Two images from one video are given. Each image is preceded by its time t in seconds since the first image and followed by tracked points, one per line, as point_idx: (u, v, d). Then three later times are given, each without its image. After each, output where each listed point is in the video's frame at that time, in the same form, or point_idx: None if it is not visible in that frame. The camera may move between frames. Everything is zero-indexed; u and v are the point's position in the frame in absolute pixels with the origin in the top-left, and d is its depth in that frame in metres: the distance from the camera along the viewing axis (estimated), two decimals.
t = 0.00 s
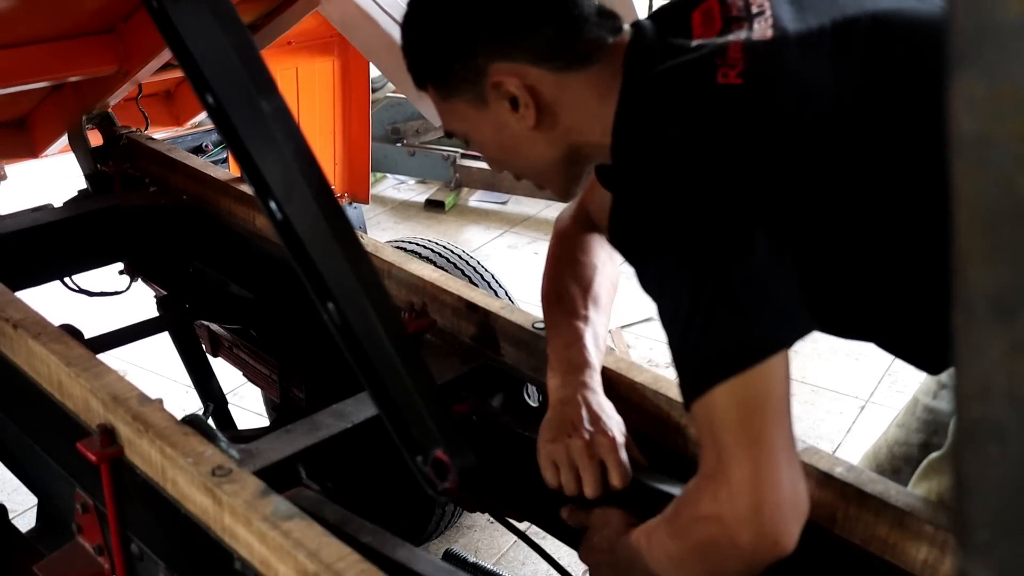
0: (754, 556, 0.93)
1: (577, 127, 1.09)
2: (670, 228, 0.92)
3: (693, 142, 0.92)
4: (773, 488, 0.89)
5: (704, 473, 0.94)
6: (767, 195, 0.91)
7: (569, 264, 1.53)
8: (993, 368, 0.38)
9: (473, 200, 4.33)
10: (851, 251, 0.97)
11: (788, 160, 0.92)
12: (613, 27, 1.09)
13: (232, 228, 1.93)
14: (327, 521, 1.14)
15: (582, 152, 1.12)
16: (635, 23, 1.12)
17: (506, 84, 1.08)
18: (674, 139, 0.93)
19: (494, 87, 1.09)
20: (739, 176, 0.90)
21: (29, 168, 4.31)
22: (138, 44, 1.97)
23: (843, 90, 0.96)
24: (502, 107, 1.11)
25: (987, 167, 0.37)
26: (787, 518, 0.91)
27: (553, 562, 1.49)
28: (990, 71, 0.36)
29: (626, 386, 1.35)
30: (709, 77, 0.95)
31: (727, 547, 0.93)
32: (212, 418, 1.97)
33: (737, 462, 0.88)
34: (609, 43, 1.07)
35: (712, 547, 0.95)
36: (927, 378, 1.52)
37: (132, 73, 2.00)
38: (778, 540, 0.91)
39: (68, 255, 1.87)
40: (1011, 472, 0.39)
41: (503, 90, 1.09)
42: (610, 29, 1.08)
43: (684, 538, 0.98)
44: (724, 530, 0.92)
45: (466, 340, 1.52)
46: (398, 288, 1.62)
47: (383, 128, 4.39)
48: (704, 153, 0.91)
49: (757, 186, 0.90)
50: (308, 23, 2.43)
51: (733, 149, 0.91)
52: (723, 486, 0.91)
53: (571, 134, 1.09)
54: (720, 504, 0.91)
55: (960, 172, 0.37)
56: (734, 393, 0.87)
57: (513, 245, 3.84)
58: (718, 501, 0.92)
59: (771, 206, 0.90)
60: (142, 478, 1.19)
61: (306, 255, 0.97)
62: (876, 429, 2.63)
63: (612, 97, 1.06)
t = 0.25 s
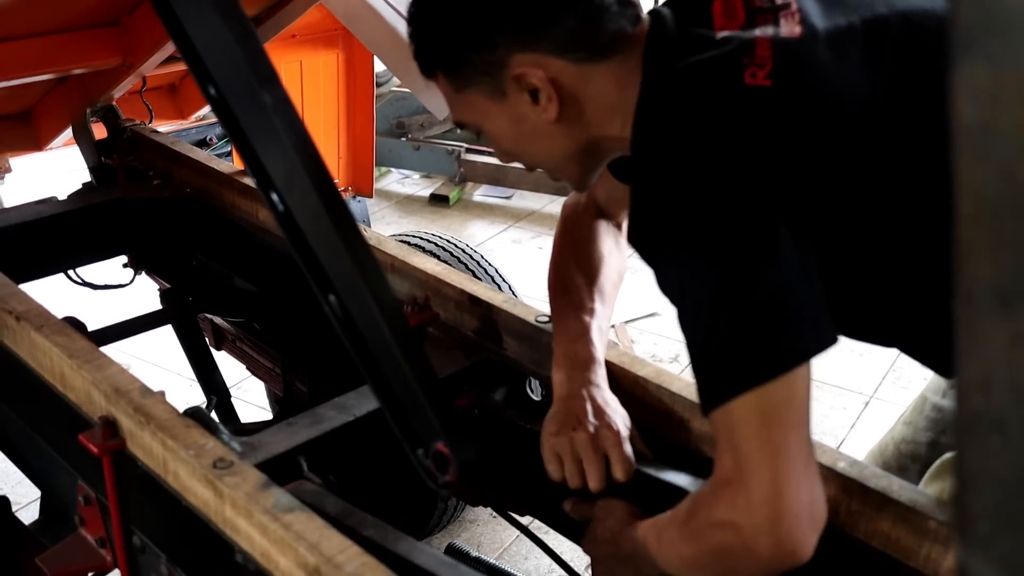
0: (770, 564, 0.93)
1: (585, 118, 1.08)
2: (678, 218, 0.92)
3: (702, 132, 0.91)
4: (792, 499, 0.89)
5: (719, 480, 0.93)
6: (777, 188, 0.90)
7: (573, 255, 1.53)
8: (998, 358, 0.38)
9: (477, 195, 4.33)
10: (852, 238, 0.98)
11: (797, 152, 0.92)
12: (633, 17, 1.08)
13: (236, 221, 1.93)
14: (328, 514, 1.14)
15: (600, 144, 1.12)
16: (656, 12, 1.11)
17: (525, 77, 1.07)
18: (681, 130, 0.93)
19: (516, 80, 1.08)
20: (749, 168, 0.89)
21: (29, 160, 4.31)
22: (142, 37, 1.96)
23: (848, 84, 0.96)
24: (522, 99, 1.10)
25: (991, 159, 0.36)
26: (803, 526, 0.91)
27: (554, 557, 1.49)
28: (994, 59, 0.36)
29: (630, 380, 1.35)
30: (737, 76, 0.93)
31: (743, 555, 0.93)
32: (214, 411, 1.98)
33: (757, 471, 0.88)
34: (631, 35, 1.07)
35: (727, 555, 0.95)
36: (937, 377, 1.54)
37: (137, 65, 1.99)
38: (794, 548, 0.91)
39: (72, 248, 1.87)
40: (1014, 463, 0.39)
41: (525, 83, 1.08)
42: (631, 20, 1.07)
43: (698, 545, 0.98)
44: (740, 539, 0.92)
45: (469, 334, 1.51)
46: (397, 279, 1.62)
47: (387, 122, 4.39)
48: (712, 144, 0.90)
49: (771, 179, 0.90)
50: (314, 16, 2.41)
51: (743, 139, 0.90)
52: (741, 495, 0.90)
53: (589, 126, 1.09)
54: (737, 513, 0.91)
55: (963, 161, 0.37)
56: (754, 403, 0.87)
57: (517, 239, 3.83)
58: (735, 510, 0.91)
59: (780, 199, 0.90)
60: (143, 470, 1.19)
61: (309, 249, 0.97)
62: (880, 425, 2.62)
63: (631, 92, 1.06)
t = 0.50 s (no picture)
0: (756, 528, 0.90)
1: (587, 108, 1.07)
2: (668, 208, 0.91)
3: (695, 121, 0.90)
4: (777, 463, 0.86)
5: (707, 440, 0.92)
6: (770, 175, 0.89)
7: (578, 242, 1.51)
8: (997, 350, 0.40)
9: (481, 186, 4.32)
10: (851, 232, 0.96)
11: (795, 138, 0.90)
12: (625, 15, 1.07)
13: (237, 212, 1.92)
14: (327, 507, 1.13)
15: (596, 142, 1.11)
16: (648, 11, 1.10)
17: (521, 77, 1.06)
18: (670, 115, 0.91)
19: (511, 80, 1.07)
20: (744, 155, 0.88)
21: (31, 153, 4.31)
22: (143, 28, 1.96)
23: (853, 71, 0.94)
24: (518, 100, 1.09)
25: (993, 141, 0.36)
26: (792, 490, 0.88)
27: (556, 549, 1.49)
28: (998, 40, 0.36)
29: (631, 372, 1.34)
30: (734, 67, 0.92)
31: (729, 516, 0.91)
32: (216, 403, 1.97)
33: (741, 426, 0.86)
34: (623, 31, 1.06)
35: (715, 515, 0.93)
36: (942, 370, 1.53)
37: (137, 56, 1.98)
38: (781, 514, 0.89)
39: (73, 241, 1.86)
40: (1015, 453, 0.41)
41: (521, 84, 1.07)
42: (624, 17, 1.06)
43: (688, 503, 0.96)
44: (726, 497, 0.90)
45: (470, 326, 1.51)
46: (398, 270, 1.61)
47: (391, 114, 4.38)
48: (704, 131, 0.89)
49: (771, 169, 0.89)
50: (313, 7, 2.40)
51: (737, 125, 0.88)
52: (725, 450, 0.88)
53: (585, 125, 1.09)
54: (724, 471, 0.89)
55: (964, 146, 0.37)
56: (736, 363, 0.85)
57: (521, 231, 3.83)
58: (720, 466, 0.89)
59: (774, 188, 0.89)
60: (142, 462, 1.19)
61: (306, 240, 0.96)
62: (885, 416, 2.61)
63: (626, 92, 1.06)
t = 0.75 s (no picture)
0: (749, 486, 0.90)
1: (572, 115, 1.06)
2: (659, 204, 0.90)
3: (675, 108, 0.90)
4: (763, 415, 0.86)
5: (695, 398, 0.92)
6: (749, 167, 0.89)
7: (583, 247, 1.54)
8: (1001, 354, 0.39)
9: (484, 182, 4.31)
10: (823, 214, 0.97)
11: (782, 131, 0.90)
12: (607, 21, 1.07)
13: (236, 209, 1.91)
14: (325, 507, 1.12)
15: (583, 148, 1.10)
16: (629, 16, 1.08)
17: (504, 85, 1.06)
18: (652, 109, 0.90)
19: (494, 88, 1.06)
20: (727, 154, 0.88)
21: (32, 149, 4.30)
22: (141, 24, 1.95)
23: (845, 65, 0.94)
24: (502, 107, 1.08)
25: (994, 141, 0.37)
26: (783, 447, 0.88)
27: (558, 548, 1.48)
28: (999, 40, 0.37)
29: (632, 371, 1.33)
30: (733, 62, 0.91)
31: (721, 474, 0.91)
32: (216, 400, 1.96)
33: (727, 382, 0.86)
34: (603, 37, 1.05)
35: (706, 473, 0.93)
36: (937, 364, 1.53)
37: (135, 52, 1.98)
38: (774, 468, 0.88)
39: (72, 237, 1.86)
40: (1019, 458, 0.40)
41: (503, 91, 1.06)
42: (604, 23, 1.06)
43: (678, 463, 0.95)
44: (716, 454, 0.90)
45: (470, 323, 1.50)
46: (396, 267, 1.60)
47: (392, 109, 4.37)
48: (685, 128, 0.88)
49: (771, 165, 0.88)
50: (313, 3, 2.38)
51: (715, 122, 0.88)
52: (714, 407, 0.88)
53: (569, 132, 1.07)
54: (712, 428, 0.89)
55: (965, 147, 0.38)
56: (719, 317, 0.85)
57: (523, 227, 3.82)
58: (709, 424, 0.89)
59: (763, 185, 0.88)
60: (140, 461, 1.18)
61: (301, 236, 0.95)
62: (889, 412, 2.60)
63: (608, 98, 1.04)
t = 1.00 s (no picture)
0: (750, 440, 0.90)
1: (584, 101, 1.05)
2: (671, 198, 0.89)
3: (685, 103, 0.88)
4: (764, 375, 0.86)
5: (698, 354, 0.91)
6: (752, 155, 0.88)
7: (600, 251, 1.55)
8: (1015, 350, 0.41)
9: (496, 176, 4.30)
10: (825, 188, 0.98)
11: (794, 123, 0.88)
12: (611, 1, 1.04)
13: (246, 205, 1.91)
14: (334, 505, 1.11)
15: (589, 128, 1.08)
16: None
17: (510, 68, 1.04)
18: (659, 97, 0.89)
19: (499, 71, 1.05)
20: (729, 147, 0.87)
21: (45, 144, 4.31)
22: (151, 19, 1.94)
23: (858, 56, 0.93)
24: (508, 90, 1.07)
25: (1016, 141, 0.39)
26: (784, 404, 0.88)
27: (569, 546, 1.47)
28: None
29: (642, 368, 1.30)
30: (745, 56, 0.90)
31: (721, 428, 0.91)
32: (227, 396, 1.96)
33: (729, 351, 0.86)
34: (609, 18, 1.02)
35: (705, 431, 0.93)
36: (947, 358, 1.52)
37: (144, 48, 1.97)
38: (773, 428, 0.89)
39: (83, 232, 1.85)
40: None
41: (508, 74, 1.05)
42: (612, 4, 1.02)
43: (676, 420, 0.96)
44: (717, 409, 0.90)
45: (481, 319, 1.49)
46: (406, 263, 1.59)
47: (404, 103, 4.37)
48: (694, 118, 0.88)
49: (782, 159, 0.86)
50: None
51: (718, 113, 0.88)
52: (714, 371, 0.88)
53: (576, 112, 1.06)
54: (712, 390, 0.89)
55: (988, 146, 0.40)
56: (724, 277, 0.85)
57: (535, 221, 3.80)
58: (710, 387, 0.89)
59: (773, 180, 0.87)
60: (149, 459, 1.17)
61: (310, 232, 0.95)
62: (903, 409, 2.58)
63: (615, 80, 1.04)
